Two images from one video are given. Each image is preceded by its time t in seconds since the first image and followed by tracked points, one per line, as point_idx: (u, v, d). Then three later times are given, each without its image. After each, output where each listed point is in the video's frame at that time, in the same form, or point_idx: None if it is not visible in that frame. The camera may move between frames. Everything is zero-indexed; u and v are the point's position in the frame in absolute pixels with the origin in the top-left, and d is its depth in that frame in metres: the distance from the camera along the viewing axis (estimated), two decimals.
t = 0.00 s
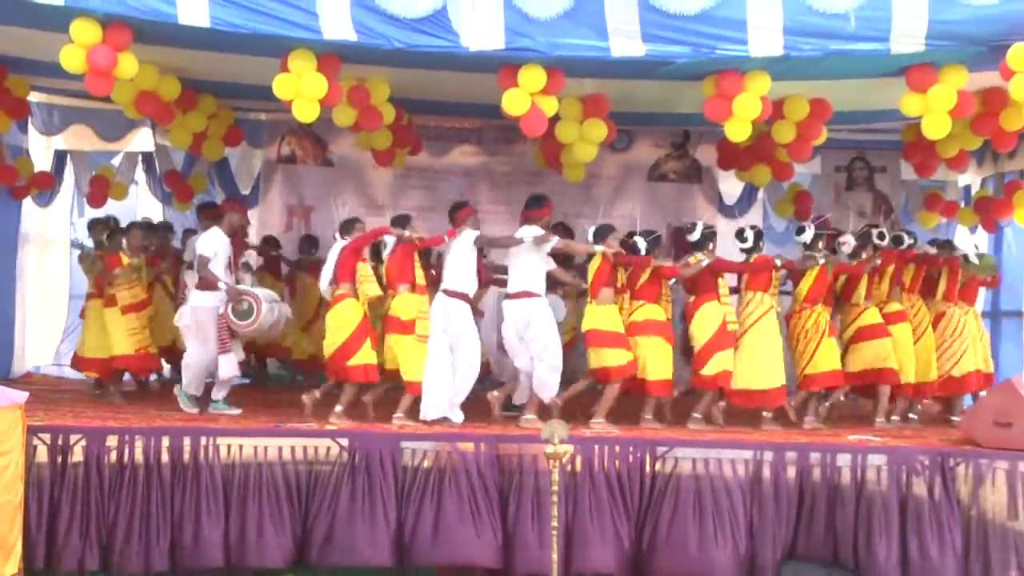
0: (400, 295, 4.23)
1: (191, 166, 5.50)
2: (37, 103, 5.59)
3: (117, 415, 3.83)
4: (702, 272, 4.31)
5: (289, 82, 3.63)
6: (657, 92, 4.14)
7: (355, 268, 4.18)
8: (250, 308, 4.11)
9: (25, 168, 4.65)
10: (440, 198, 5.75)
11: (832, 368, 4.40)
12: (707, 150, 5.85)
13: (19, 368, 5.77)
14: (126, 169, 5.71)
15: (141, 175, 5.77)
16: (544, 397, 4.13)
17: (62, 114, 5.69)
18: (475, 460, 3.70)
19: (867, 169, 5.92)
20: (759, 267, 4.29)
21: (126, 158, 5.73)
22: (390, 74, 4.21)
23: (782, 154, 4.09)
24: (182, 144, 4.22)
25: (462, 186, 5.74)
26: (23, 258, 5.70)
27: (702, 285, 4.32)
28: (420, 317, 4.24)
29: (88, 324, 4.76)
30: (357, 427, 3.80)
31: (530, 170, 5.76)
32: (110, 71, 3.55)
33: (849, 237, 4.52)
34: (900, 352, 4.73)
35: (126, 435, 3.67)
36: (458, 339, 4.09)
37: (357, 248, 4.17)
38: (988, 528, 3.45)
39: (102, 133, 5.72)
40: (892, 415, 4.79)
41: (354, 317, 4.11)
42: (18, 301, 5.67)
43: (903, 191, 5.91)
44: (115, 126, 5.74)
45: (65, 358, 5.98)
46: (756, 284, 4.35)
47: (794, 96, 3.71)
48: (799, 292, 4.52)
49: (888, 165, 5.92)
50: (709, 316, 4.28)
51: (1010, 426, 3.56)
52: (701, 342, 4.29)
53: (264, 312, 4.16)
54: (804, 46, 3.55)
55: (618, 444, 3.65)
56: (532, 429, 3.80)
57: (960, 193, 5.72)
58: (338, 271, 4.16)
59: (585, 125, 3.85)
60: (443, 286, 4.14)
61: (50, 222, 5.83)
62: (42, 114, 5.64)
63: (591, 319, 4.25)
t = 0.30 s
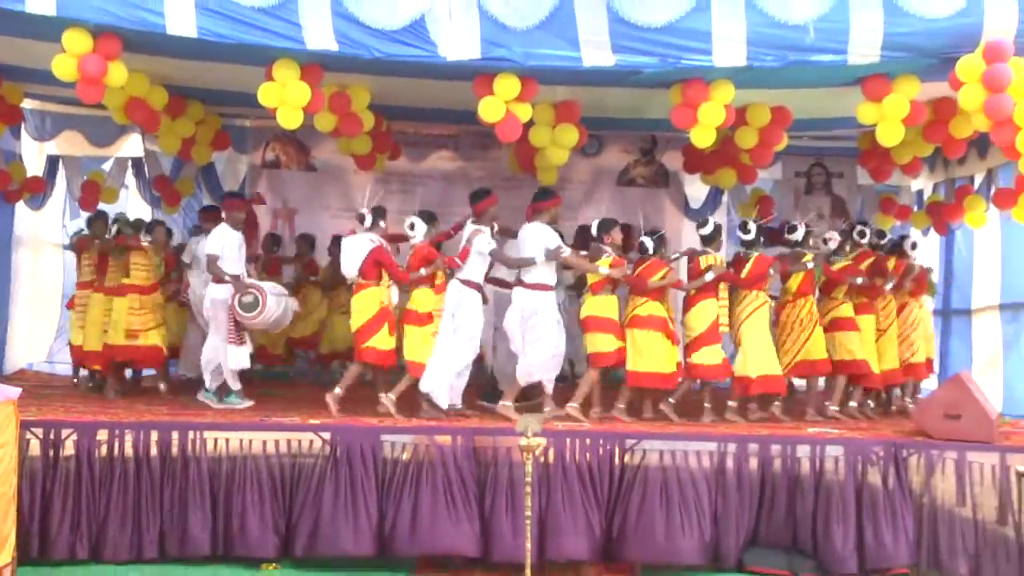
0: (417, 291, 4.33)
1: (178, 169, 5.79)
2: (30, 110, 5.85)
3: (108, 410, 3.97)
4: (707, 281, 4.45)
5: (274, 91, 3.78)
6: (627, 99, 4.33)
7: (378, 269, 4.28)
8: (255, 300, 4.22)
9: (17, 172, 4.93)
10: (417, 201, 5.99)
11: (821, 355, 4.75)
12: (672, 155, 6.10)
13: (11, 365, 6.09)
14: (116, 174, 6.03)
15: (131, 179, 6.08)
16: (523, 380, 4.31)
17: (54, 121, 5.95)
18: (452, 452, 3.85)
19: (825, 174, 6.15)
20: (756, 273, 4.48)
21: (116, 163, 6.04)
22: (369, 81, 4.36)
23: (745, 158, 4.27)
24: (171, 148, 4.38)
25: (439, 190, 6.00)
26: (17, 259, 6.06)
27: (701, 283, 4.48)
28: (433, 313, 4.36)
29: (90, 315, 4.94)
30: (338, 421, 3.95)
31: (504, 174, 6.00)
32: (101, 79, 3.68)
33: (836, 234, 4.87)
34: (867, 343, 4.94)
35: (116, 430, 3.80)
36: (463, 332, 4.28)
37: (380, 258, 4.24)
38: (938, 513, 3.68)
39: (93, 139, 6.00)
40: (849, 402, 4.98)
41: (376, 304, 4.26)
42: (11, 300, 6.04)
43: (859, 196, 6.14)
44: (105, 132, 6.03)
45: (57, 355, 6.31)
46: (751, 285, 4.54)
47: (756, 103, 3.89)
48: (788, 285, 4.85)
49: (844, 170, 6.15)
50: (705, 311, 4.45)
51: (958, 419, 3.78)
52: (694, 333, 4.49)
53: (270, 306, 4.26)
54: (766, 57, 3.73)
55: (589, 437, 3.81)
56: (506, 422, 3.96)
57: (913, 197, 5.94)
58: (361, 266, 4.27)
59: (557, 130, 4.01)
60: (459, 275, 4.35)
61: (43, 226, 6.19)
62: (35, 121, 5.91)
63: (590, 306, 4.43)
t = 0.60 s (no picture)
0: (443, 295, 4.60)
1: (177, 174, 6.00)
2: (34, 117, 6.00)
3: (108, 405, 4.13)
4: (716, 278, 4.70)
5: (269, 99, 3.93)
6: (608, 106, 4.51)
7: (403, 268, 4.50)
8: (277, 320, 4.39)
9: (20, 177, 5.14)
10: (405, 204, 6.17)
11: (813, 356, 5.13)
12: (651, 161, 6.29)
13: (18, 363, 6.34)
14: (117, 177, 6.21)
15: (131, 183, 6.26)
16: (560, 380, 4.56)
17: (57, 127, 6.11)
18: (439, 445, 4.01)
19: (795, 179, 6.33)
20: (759, 275, 4.73)
21: (117, 167, 6.23)
22: (359, 88, 4.53)
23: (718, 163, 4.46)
24: (169, 153, 4.54)
25: (427, 193, 6.17)
26: (22, 261, 6.27)
27: (711, 287, 4.74)
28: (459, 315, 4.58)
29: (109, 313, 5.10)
30: (330, 415, 4.11)
31: (489, 178, 6.19)
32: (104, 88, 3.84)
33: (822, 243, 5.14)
34: (853, 344, 5.35)
35: (117, 424, 3.95)
36: (495, 338, 4.52)
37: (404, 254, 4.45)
38: (903, 502, 3.87)
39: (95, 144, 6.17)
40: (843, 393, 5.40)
41: (407, 306, 4.48)
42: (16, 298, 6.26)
43: (828, 200, 6.30)
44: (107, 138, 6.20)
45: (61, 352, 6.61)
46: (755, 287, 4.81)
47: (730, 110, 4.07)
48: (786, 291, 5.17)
49: (815, 175, 6.33)
50: (715, 312, 4.71)
51: (922, 412, 3.97)
52: (706, 333, 4.73)
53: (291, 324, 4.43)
54: (738, 67, 3.92)
55: (570, 431, 3.97)
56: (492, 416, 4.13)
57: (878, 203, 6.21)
58: (388, 271, 4.49)
59: (540, 135, 4.19)
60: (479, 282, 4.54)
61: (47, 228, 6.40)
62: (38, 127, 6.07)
63: (604, 307, 4.80)
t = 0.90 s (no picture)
0: (478, 298, 4.69)
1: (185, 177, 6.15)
2: (47, 122, 6.17)
3: (119, 401, 4.26)
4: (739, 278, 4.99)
5: (274, 105, 4.08)
6: (602, 112, 4.66)
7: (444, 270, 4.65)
8: (319, 306, 4.61)
9: (35, 180, 5.31)
10: (407, 207, 6.33)
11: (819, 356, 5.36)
12: (644, 166, 6.43)
13: (34, 359, 6.53)
14: (129, 182, 6.43)
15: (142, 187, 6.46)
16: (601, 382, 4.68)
17: (71, 131, 6.28)
18: (439, 440, 4.15)
19: (783, 183, 6.47)
20: (777, 274, 5.04)
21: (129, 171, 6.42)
22: (361, 93, 4.68)
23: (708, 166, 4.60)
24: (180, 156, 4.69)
25: (428, 196, 6.33)
26: (37, 261, 6.43)
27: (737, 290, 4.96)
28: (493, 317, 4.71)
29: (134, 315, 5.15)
30: (334, 411, 4.25)
31: (488, 182, 6.35)
32: (116, 94, 3.98)
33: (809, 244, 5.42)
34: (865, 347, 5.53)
35: (128, 418, 4.08)
36: (528, 340, 4.65)
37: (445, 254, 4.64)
38: (886, 494, 4.02)
39: (107, 148, 6.34)
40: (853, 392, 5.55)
41: (447, 314, 4.59)
42: (31, 297, 6.43)
43: (814, 203, 6.46)
44: (119, 142, 6.35)
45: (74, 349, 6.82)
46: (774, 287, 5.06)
47: (720, 115, 4.21)
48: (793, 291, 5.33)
49: (802, 179, 6.47)
50: (745, 316, 4.89)
51: (905, 407, 4.12)
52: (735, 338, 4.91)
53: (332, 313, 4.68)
54: (727, 74, 4.07)
55: (566, 426, 4.11)
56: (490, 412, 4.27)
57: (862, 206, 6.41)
58: (430, 276, 4.63)
59: (536, 139, 4.33)
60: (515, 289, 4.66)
61: (61, 229, 6.56)
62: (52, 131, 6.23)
63: (639, 314, 4.81)
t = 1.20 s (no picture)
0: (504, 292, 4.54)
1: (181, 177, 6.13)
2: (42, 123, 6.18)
3: (114, 401, 4.25)
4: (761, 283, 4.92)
5: (269, 104, 4.09)
6: (597, 111, 4.66)
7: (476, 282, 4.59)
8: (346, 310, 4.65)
9: (29, 180, 5.29)
10: (402, 207, 6.34)
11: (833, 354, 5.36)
12: (639, 165, 6.44)
13: (29, 359, 6.52)
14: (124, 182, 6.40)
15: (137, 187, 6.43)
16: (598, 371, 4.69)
17: (65, 131, 6.28)
18: (433, 440, 4.15)
19: (778, 183, 6.49)
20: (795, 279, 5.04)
21: (123, 171, 6.41)
22: (357, 92, 4.68)
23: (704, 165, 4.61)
24: (175, 156, 4.69)
25: (423, 196, 6.34)
26: (32, 260, 6.42)
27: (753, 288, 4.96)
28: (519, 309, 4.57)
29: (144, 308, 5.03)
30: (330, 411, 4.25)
31: (483, 182, 6.36)
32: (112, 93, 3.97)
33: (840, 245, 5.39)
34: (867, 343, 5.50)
35: (123, 418, 4.07)
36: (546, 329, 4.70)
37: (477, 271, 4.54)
38: (880, 493, 4.02)
39: (102, 147, 6.37)
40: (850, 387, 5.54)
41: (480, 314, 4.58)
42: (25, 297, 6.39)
43: (809, 203, 6.48)
44: (114, 142, 6.38)
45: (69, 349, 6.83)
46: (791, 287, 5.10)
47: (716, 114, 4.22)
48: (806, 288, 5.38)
49: (797, 179, 6.50)
50: (756, 314, 4.93)
51: (900, 406, 4.11)
52: (745, 332, 4.95)
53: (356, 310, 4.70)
54: (722, 75, 4.07)
55: (561, 425, 4.12)
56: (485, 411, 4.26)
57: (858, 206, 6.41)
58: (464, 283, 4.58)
59: (531, 138, 4.33)
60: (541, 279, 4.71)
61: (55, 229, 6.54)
62: (47, 132, 6.23)
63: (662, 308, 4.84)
